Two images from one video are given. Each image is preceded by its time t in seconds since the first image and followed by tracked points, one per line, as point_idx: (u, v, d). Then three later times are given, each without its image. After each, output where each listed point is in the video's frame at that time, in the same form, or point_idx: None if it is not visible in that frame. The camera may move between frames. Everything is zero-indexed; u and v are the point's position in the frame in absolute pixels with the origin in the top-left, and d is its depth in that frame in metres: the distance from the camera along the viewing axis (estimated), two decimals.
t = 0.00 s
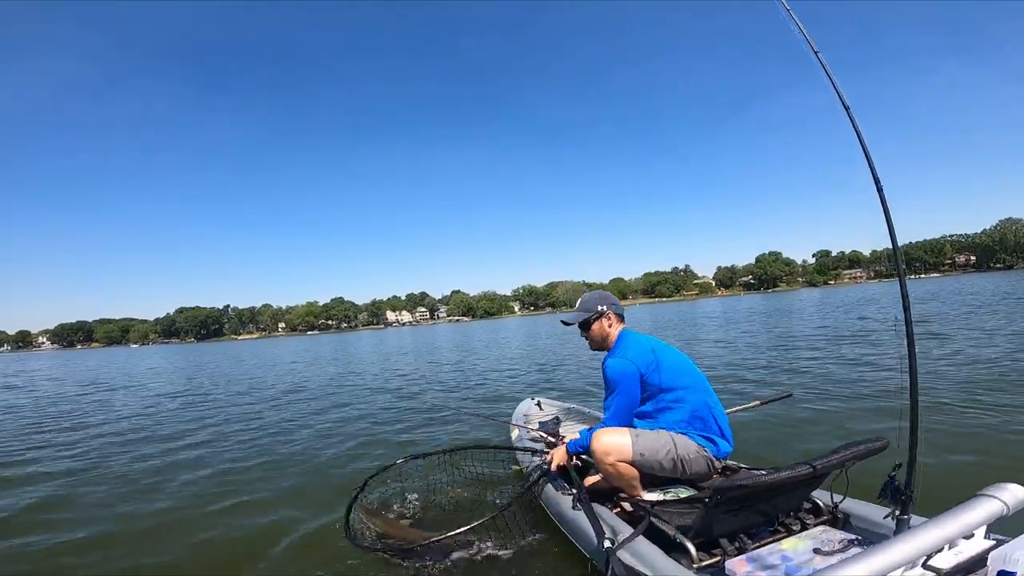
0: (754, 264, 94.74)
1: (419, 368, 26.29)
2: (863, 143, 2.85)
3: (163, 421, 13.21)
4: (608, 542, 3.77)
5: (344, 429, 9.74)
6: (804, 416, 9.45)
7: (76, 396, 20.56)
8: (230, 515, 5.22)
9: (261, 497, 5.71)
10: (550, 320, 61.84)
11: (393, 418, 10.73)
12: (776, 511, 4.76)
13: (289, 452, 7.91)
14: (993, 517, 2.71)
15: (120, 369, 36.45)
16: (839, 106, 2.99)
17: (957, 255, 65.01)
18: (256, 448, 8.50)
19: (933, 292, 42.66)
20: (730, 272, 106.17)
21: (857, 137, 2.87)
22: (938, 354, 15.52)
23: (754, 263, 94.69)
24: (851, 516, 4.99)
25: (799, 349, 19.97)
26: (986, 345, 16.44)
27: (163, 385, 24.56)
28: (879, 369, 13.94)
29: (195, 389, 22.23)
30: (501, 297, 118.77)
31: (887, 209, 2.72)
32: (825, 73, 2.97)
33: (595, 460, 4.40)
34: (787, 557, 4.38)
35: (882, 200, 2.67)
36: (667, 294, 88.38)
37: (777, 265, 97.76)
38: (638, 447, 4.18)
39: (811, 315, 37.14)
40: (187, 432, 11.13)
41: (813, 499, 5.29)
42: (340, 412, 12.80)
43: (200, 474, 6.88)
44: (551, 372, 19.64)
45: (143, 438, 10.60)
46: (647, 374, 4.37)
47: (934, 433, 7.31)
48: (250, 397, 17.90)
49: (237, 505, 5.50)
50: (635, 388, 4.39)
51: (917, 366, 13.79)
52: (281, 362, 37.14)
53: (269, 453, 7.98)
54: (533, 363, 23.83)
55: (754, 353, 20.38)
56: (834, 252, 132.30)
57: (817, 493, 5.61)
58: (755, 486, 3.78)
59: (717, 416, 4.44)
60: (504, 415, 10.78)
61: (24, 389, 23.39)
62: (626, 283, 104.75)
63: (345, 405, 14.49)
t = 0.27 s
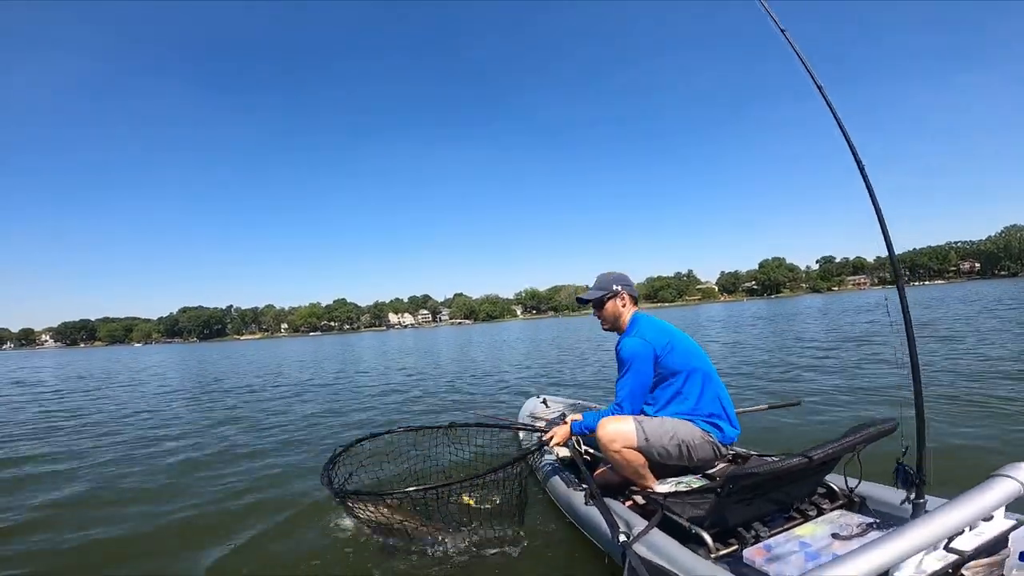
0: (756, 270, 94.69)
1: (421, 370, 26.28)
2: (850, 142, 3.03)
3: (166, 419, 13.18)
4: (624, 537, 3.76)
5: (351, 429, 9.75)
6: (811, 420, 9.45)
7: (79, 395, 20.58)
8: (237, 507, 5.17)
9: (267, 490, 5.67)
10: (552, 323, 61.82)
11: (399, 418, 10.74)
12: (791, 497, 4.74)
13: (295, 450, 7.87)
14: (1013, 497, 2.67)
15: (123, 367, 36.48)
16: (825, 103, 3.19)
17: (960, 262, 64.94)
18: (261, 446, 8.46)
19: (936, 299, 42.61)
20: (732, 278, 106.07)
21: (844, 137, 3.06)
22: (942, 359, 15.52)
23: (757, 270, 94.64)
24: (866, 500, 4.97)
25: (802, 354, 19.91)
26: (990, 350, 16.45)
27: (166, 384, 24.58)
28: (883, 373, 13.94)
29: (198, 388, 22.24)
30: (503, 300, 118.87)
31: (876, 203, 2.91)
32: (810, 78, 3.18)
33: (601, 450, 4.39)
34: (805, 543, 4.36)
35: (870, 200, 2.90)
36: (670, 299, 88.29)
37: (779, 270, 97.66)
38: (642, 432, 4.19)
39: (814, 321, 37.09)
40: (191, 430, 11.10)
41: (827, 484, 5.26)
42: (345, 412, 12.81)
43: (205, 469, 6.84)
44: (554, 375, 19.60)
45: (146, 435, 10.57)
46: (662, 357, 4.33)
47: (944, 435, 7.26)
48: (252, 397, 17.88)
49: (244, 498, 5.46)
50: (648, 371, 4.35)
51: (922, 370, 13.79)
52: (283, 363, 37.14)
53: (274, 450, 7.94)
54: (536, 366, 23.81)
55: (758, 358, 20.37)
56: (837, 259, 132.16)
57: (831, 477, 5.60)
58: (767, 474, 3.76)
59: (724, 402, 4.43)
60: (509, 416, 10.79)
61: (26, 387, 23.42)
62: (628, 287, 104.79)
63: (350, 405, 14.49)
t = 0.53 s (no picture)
0: (758, 272, 94.49)
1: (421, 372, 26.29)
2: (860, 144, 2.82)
3: (163, 421, 13.17)
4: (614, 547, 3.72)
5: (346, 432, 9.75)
6: (808, 423, 9.41)
7: (79, 396, 20.65)
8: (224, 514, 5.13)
9: (256, 497, 5.63)
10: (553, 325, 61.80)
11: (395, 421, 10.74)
12: (784, 509, 4.67)
13: (287, 454, 7.83)
14: (1005, 513, 2.63)
15: (124, 367, 36.61)
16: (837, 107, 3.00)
17: (962, 264, 64.78)
18: (254, 450, 8.42)
19: (938, 300, 42.45)
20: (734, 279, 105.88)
21: (853, 140, 2.85)
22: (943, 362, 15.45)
23: (759, 271, 94.44)
24: (860, 512, 4.91)
25: (803, 356, 19.82)
26: (991, 353, 16.36)
27: (165, 385, 24.63)
28: (883, 376, 13.87)
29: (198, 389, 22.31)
30: (504, 301, 118.85)
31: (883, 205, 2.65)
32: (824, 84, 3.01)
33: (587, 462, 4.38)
34: (795, 556, 4.28)
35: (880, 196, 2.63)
36: (671, 301, 88.18)
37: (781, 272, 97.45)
38: (627, 445, 4.18)
39: (815, 322, 36.96)
40: (187, 433, 11.07)
41: (821, 494, 5.20)
42: (343, 414, 12.83)
43: (195, 474, 6.80)
44: (553, 377, 19.53)
45: (142, 438, 10.54)
46: (655, 364, 4.28)
47: (940, 440, 7.19)
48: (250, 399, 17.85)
49: (232, 505, 5.43)
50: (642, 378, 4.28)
51: (922, 373, 13.72)
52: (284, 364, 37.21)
53: (265, 455, 7.88)
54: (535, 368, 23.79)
55: (758, 360, 20.30)
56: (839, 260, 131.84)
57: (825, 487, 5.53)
58: (759, 487, 3.70)
59: (714, 413, 4.38)
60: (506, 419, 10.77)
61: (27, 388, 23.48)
62: (630, 288, 104.71)
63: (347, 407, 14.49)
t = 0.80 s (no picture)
0: (760, 270, 94.37)
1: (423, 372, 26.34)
2: (855, 152, 2.95)
3: (163, 422, 13.16)
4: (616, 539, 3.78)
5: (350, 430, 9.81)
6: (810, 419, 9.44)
7: (83, 397, 20.75)
8: (226, 513, 5.15)
9: (258, 496, 5.65)
10: (555, 324, 61.83)
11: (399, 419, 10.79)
12: (786, 503, 4.71)
13: (289, 454, 7.85)
14: (1005, 501, 2.65)
15: (128, 368, 36.77)
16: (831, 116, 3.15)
17: (964, 261, 64.66)
18: (255, 450, 8.43)
19: (939, 298, 42.39)
20: (736, 278, 105.77)
21: (850, 148, 2.98)
22: (945, 358, 15.45)
23: (761, 270, 94.31)
24: (861, 507, 4.94)
25: (803, 355, 19.82)
26: (994, 349, 16.36)
27: (169, 386, 24.73)
28: (885, 373, 13.88)
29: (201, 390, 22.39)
30: (505, 300, 118.77)
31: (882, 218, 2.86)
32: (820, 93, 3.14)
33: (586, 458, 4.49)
34: (799, 548, 4.28)
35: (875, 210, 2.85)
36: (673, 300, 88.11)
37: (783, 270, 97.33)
38: (623, 441, 4.29)
39: (816, 320, 36.92)
40: (188, 433, 11.08)
41: (821, 490, 5.22)
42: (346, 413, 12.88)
43: (196, 475, 6.81)
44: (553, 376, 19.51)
45: (143, 438, 10.54)
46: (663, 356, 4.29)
47: (939, 435, 7.21)
48: (251, 399, 17.85)
49: (234, 503, 5.44)
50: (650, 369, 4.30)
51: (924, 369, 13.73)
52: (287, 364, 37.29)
53: (266, 455, 7.89)
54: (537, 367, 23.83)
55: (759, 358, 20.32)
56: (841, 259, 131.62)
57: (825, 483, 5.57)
58: (763, 478, 3.75)
59: (715, 411, 4.38)
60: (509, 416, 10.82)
61: (27, 390, 23.46)
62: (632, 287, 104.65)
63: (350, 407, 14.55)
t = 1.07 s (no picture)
0: (760, 269, 94.24)
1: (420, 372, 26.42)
2: (847, 163, 2.85)
3: (157, 424, 13.24)
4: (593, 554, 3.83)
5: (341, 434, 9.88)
6: (798, 421, 9.50)
7: (80, 399, 20.82)
8: (209, 519, 5.21)
9: (243, 501, 5.71)
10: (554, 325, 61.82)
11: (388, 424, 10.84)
12: (762, 523, 4.75)
13: (277, 458, 7.90)
14: (973, 536, 2.72)
15: (126, 370, 36.85)
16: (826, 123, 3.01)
17: (964, 260, 64.54)
18: (245, 453, 8.50)
19: (938, 297, 42.35)
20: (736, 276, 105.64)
21: (843, 159, 2.87)
22: (938, 359, 15.51)
23: (761, 268, 94.19)
24: (836, 527, 4.97)
25: (798, 355, 19.84)
26: (986, 350, 16.43)
27: (167, 387, 24.85)
28: (877, 374, 13.92)
29: (198, 391, 22.46)
30: (506, 300, 118.95)
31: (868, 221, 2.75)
32: (815, 92, 2.98)
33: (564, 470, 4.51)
34: (771, 568, 4.28)
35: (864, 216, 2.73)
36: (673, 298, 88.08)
37: (783, 269, 97.39)
38: (602, 454, 4.32)
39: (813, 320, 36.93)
40: (181, 436, 11.15)
41: (799, 509, 5.26)
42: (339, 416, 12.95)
43: (184, 478, 6.87)
44: (548, 377, 19.55)
45: (136, 441, 10.62)
46: (637, 364, 4.35)
47: (921, 440, 7.26)
48: (247, 401, 17.94)
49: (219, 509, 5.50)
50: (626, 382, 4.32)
51: (917, 371, 13.76)
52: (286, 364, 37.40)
53: (255, 458, 7.96)
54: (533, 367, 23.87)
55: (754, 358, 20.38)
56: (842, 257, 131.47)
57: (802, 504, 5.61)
58: (739, 500, 3.80)
59: (692, 424, 4.39)
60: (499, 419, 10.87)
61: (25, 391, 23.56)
62: (632, 287, 104.59)
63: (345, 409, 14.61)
